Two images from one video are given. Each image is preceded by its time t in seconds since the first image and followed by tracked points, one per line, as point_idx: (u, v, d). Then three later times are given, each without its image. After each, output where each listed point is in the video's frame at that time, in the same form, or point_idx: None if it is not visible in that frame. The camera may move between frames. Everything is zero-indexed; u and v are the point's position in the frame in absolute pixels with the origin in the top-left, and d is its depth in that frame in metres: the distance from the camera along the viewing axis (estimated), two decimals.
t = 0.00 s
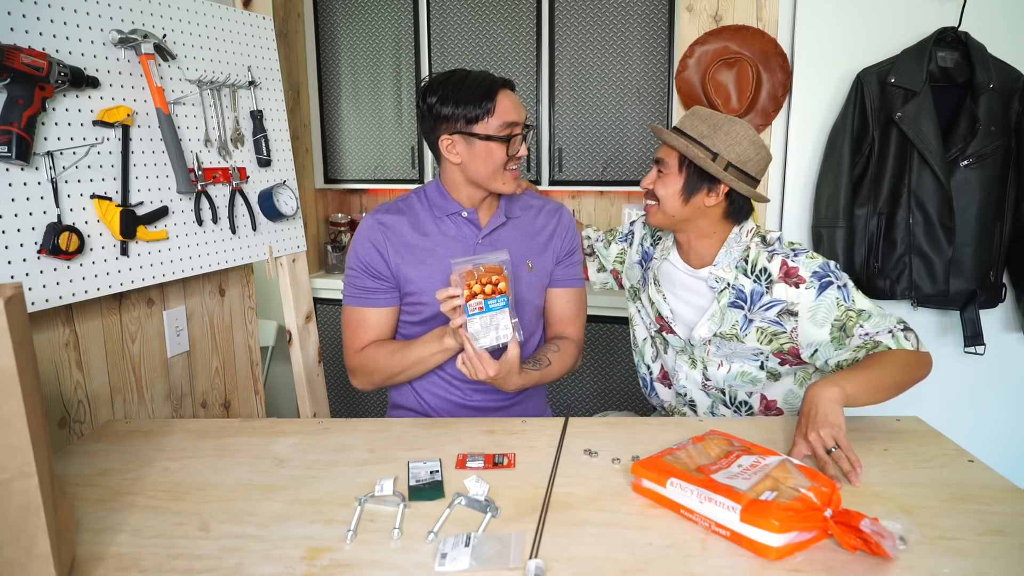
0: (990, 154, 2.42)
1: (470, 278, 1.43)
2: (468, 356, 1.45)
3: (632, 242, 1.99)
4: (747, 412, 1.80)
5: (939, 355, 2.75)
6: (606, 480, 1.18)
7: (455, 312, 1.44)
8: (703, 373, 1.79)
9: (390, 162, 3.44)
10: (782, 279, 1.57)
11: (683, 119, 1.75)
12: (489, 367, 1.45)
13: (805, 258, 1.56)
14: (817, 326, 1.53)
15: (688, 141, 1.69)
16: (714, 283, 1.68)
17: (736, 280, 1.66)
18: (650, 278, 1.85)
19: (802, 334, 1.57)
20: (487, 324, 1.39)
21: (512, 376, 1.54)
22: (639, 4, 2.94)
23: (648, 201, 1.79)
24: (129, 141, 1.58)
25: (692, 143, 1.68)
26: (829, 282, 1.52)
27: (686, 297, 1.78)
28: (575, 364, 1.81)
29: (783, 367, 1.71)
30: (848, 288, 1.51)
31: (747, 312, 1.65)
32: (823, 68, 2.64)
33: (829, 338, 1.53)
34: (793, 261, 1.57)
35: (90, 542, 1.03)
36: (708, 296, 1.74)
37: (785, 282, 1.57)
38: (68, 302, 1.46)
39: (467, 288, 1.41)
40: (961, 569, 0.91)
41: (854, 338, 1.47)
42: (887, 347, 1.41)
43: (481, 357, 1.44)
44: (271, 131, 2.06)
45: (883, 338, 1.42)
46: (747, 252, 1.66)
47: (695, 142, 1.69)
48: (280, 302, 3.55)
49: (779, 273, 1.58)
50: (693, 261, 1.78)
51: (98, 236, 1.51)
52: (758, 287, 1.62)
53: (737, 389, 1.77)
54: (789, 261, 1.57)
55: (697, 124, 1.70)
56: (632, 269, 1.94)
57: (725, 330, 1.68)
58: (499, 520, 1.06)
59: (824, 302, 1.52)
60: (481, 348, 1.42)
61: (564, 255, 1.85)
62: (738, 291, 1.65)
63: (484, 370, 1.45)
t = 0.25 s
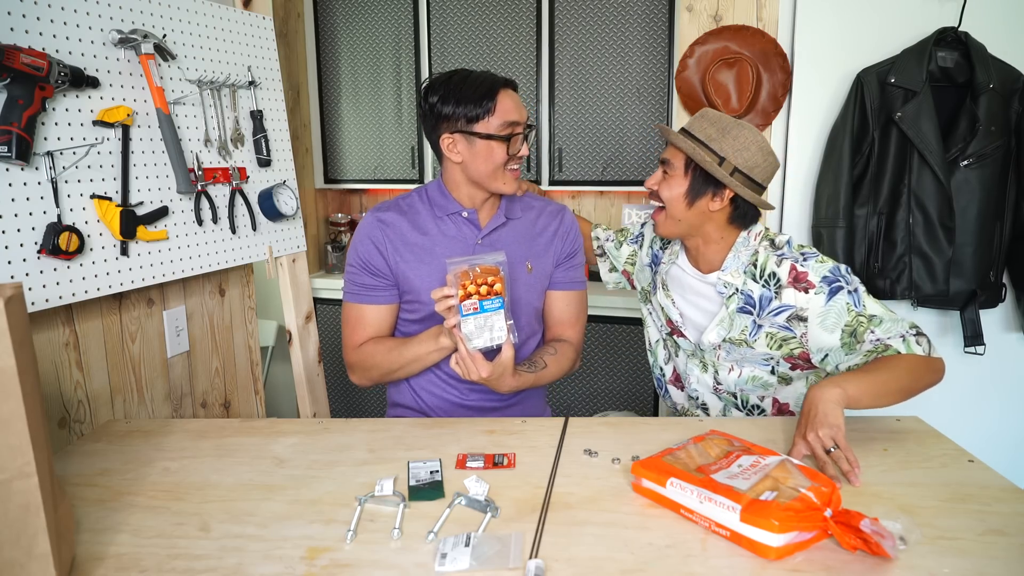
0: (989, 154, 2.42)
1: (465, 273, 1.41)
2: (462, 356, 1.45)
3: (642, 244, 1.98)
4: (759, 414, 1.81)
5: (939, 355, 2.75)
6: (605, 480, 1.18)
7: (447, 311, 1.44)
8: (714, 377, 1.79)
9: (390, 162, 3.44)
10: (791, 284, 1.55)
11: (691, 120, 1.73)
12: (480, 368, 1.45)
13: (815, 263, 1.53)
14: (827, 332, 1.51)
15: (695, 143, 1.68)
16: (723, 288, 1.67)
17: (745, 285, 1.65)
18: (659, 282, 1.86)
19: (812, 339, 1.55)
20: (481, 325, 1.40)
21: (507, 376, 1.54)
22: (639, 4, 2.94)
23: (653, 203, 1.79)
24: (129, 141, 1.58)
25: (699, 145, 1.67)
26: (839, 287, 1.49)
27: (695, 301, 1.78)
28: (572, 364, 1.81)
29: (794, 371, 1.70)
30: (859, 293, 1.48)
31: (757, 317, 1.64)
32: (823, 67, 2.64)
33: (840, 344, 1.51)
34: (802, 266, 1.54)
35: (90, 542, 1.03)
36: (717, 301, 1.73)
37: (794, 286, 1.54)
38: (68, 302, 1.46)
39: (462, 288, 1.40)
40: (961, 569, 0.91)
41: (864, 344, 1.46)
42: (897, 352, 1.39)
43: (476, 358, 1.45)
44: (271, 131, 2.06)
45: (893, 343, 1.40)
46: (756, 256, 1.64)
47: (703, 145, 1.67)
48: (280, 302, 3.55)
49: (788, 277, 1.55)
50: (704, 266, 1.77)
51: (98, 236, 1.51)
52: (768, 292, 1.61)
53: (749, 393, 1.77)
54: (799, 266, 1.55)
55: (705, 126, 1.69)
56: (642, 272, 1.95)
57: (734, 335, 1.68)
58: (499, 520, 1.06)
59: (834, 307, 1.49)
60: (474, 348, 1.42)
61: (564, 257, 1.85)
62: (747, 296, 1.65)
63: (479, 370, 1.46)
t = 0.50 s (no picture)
0: (990, 154, 2.42)
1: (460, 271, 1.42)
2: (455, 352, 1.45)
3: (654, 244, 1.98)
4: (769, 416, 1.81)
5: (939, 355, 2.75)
6: (606, 480, 1.18)
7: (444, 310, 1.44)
8: (725, 377, 1.79)
9: (390, 162, 3.44)
10: (806, 286, 1.55)
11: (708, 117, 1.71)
12: (472, 365, 1.45)
13: (830, 265, 1.53)
14: (840, 335, 1.51)
15: (713, 140, 1.67)
16: (737, 288, 1.66)
17: (759, 286, 1.64)
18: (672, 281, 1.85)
19: (823, 341, 1.55)
20: (474, 322, 1.39)
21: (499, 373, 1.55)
22: (639, 4, 2.94)
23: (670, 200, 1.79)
24: (129, 141, 1.58)
25: (717, 143, 1.66)
26: (854, 291, 1.49)
27: (708, 300, 1.78)
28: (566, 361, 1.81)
29: (806, 374, 1.70)
30: (873, 298, 1.48)
31: (769, 318, 1.64)
32: (824, 67, 2.64)
33: (851, 348, 1.51)
34: (818, 268, 1.54)
35: (90, 542, 1.03)
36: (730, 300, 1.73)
37: (808, 288, 1.54)
38: (68, 302, 1.46)
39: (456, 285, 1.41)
40: (961, 569, 0.91)
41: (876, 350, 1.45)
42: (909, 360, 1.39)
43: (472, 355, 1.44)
44: (271, 131, 2.06)
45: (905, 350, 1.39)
46: (771, 256, 1.63)
47: (721, 142, 1.66)
48: (280, 302, 3.55)
49: (803, 279, 1.55)
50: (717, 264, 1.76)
51: (98, 236, 1.51)
52: (781, 293, 1.60)
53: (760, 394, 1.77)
54: (814, 268, 1.54)
55: (723, 123, 1.66)
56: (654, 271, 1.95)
57: (747, 335, 1.67)
58: (499, 520, 1.06)
59: (847, 311, 1.49)
60: (468, 346, 1.42)
61: (562, 257, 1.84)
62: (761, 296, 1.64)
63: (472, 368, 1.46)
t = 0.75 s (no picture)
0: (990, 154, 2.42)
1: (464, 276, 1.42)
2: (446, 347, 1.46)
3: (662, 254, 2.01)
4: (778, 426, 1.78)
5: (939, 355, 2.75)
6: (606, 480, 1.18)
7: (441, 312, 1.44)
8: (734, 386, 1.78)
9: (390, 162, 3.44)
10: (811, 293, 1.55)
11: (715, 122, 1.72)
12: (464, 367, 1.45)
13: (837, 272, 1.53)
14: (843, 343, 1.51)
15: (727, 146, 1.66)
16: (742, 293, 1.67)
17: (764, 292, 1.65)
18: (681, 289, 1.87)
19: (827, 348, 1.55)
20: (474, 328, 1.39)
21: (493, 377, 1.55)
22: (639, 4, 2.94)
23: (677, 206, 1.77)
24: (129, 141, 1.58)
25: (731, 149, 1.65)
26: (859, 299, 1.49)
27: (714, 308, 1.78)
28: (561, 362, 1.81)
29: (812, 383, 1.68)
30: (878, 307, 1.48)
31: (775, 324, 1.64)
32: (824, 67, 2.64)
33: (854, 356, 1.51)
34: (824, 274, 1.54)
35: (90, 542, 1.03)
36: (736, 308, 1.73)
37: (814, 295, 1.55)
38: (68, 302, 1.46)
39: (459, 289, 1.40)
40: (961, 569, 0.91)
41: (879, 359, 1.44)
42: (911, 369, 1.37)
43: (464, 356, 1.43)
44: (271, 131, 2.06)
45: (908, 358, 1.38)
46: (777, 262, 1.64)
47: (734, 147, 1.66)
48: (280, 302, 3.55)
49: (809, 286, 1.56)
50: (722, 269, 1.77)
51: (98, 236, 1.51)
52: (786, 298, 1.60)
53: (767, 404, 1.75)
54: (820, 274, 1.54)
55: (732, 128, 1.67)
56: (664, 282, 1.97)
57: (752, 342, 1.67)
58: (499, 520, 1.06)
59: (852, 319, 1.49)
60: (464, 351, 1.42)
61: (567, 263, 1.82)
62: (766, 303, 1.64)
63: (463, 370, 1.45)
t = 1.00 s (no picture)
0: (990, 154, 2.42)
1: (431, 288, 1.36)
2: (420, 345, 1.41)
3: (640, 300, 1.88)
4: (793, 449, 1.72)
5: (939, 355, 2.75)
6: (606, 480, 1.18)
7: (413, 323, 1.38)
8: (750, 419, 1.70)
9: (390, 162, 3.44)
10: (819, 312, 1.54)
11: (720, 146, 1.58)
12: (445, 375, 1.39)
13: (842, 289, 1.53)
14: (848, 359, 1.51)
15: (751, 174, 1.54)
16: (749, 318, 1.62)
17: (771, 314, 1.61)
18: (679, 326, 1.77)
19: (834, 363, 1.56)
20: (443, 338, 1.31)
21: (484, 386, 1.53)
22: (639, 4, 2.94)
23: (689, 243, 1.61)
24: (129, 141, 1.58)
25: (756, 177, 1.54)
26: (865, 316, 1.49)
27: (720, 339, 1.71)
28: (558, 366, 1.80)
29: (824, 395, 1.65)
30: (882, 324, 1.48)
31: (786, 344, 1.61)
32: (824, 67, 2.63)
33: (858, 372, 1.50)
34: (830, 292, 1.53)
35: (90, 542, 1.03)
36: (743, 333, 1.67)
37: (821, 314, 1.54)
38: (68, 302, 1.46)
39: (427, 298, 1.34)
40: (961, 569, 0.91)
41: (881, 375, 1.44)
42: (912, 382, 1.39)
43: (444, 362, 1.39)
44: (271, 131, 2.06)
45: (910, 372, 1.40)
46: (779, 282, 1.61)
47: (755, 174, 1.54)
48: (280, 302, 3.55)
49: (816, 305, 1.55)
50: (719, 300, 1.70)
51: (98, 236, 1.51)
52: (795, 318, 1.59)
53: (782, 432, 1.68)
54: (826, 293, 1.54)
55: (748, 154, 1.55)
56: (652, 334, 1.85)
57: (764, 363, 1.63)
58: (499, 520, 1.06)
59: (858, 337, 1.49)
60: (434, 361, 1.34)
61: (564, 276, 1.79)
62: (775, 324, 1.61)
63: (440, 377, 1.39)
